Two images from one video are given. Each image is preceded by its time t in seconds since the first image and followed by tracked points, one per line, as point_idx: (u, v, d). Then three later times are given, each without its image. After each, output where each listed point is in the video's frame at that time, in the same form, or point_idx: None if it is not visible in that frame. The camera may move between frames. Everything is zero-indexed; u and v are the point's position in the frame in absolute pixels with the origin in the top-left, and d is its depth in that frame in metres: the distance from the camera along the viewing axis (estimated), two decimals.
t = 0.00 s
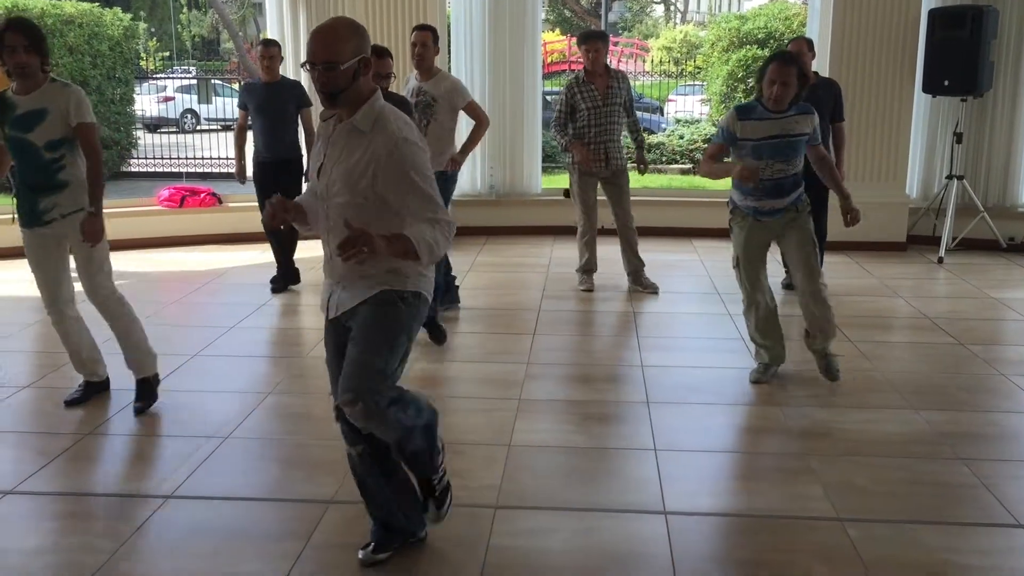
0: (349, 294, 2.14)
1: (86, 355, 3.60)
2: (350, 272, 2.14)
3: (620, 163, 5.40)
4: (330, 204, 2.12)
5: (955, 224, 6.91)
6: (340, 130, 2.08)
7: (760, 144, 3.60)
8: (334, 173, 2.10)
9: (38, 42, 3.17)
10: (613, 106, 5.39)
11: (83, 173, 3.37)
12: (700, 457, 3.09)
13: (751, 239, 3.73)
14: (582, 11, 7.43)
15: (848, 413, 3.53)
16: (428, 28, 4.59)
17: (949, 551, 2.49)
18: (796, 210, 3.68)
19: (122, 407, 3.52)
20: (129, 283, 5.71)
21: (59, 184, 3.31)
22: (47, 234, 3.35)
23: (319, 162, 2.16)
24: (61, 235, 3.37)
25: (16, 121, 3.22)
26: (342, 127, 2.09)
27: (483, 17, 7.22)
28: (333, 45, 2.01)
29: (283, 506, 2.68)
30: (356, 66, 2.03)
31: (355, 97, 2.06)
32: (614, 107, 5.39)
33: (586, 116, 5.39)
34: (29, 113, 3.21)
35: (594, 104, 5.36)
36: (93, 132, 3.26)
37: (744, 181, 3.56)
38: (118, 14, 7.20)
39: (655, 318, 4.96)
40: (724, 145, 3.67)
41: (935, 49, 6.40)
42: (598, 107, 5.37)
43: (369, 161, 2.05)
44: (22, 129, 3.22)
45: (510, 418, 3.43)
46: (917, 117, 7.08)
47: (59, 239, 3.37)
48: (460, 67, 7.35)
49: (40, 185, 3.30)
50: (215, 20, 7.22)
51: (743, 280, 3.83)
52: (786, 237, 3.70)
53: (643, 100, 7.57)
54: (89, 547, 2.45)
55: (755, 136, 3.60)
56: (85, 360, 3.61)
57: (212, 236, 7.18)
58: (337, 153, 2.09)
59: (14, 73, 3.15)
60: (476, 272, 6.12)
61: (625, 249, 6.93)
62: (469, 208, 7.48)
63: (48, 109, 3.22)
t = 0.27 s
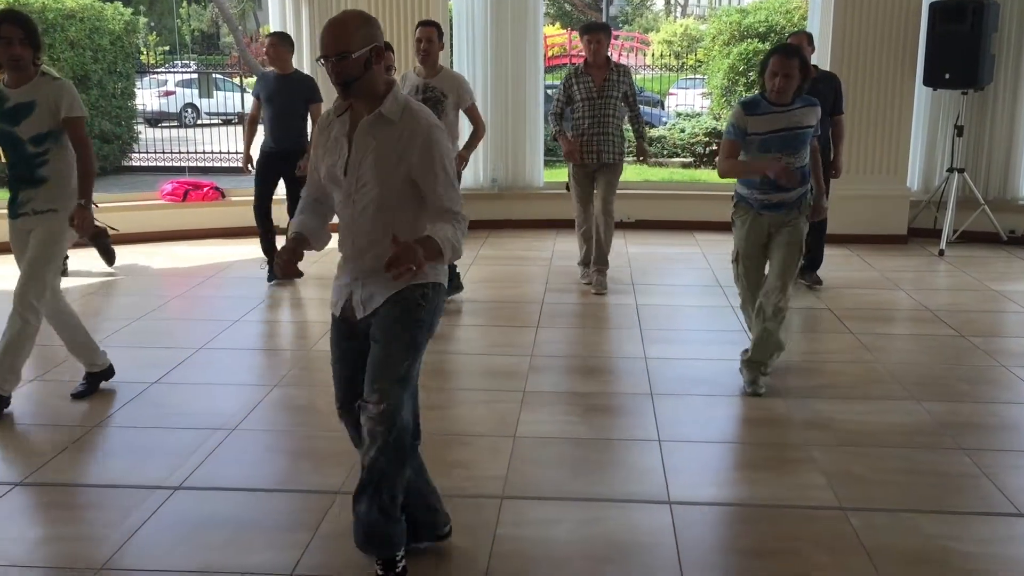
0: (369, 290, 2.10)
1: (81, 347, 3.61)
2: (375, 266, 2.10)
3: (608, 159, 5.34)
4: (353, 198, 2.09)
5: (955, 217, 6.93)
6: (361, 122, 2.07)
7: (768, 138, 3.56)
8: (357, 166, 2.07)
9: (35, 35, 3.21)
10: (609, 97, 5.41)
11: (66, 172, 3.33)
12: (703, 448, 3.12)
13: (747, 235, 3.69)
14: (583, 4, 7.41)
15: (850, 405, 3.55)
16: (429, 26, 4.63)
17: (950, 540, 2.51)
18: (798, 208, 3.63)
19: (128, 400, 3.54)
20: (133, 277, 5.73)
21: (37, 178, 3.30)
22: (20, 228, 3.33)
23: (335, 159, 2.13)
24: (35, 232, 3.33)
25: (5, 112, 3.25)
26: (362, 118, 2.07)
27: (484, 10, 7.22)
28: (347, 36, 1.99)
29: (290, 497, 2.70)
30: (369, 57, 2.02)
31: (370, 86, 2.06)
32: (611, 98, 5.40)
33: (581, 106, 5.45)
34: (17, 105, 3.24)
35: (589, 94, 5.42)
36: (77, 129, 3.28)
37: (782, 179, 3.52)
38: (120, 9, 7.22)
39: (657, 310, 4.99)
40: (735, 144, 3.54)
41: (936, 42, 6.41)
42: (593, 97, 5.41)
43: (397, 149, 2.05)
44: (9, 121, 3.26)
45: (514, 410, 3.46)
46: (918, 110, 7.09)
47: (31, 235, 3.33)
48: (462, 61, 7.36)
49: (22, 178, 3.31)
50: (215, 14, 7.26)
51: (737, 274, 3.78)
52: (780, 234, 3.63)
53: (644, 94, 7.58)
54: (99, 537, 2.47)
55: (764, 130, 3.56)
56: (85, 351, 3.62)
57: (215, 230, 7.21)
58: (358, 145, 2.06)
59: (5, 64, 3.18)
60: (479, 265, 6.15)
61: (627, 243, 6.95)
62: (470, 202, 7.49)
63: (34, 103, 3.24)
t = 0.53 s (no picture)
0: (404, 278, 2.23)
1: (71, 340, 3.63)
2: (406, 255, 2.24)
3: (605, 150, 5.37)
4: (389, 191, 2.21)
5: (952, 208, 6.97)
6: (398, 119, 2.19)
7: (774, 126, 3.54)
8: (394, 161, 2.20)
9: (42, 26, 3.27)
10: (608, 89, 5.41)
11: (56, 164, 3.35)
12: (704, 435, 3.15)
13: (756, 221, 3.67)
14: None
15: (849, 393, 3.59)
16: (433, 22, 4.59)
17: (949, 525, 2.55)
18: (801, 199, 3.66)
19: (134, 389, 3.57)
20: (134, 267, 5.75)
21: (27, 166, 3.29)
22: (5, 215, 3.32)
23: (362, 152, 2.21)
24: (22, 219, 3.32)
25: None
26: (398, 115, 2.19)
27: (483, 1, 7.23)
28: (401, 39, 2.10)
29: (298, 484, 2.74)
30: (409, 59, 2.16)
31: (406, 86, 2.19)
32: (609, 91, 5.40)
33: (581, 99, 5.47)
34: (13, 92, 3.24)
35: (588, 87, 5.44)
36: (73, 125, 3.27)
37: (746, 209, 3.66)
38: None
39: (657, 301, 5.03)
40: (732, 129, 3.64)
41: (934, 34, 6.44)
42: (592, 90, 5.43)
43: (432, 146, 2.22)
44: (4, 106, 3.25)
45: (516, 398, 3.49)
46: (915, 102, 7.12)
47: (19, 223, 3.33)
48: (460, 52, 7.36)
49: (9, 165, 3.29)
50: (211, 5, 7.22)
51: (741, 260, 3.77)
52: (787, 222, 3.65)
53: (641, 85, 7.60)
54: (109, 522, 2.50)
55: (770, 117, 3.55)
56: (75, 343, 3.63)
57: (215, 221, 7.22)
58: (397, 142, 2.19)
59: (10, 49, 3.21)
60: (479, 256, 6.18)
61: (626, 234, 6.98)
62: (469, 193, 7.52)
63: (31, 93, 3.25)
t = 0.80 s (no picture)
0: (402, 243, 2.54)
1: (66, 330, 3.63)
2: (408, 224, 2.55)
3: (608, 139, 5.45)
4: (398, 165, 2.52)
5: (945, 203, 7.02)
6: (409, 100, 2.50)
7: (770, 116, 3.72)
8: (405, 138, 2.51)
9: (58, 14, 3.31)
10: (605, 80, 5.46)
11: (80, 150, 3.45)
12: (699, 425, 3.19)
13: (758, 207, 3.86)
14: None
15: (842, 384, 3.63)
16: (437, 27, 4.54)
17: (941, 512, 2.59)
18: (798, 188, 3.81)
19: (132, 379, 3.58)
20: (129, 260, 5.75)
21: (55, 155, 3.38)
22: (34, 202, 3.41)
23: (378, 127, 2.51)
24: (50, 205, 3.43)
25: (23, 89, 3.30)
26: (410, 97, 2.51)
27: None
28: (414, 26, 2.45)
29: (298, 472, 2.76)
30: (423, 44, 2.49)
31: (418, 71, 2.51)
32: (607, 81, 5.46)
33: (580, 91, 5.51)
34: (37, 83, 3.30)
35: (586, 80, 5.49)
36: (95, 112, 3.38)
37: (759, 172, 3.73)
38: None
39: (652, 294, 5.06)
40: (737, 119, 3.81)
41: (926, 30, 6.48)
42: (591, 82, 5.47)
43: (439, 127, 2.53)
44: (29, 98, 3.31)
45: (513, 389, 3.52)
46: (908, 98, 7.16)
47: (47, 209, 3.43)
48: (455, 46, 7.38)
49: (37, 154, 3.37)
50: None
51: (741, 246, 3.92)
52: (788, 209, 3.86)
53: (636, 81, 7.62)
54: (110, 509, 2.52)
55: (767, 108, 3.72)
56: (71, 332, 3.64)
57: (210, 215, 7.22)
58: (408, 122, 2.50)
59: (31, 41, 3.27)
60: (474, 250, 6.20)
61: (621, 228, 7.01)
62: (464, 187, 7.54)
63: (56, 84, 3.32)
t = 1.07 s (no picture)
0: (424, 236, 2.75)
1: (55, 334, 3.61)
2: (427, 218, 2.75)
3: (602, 147, 5.52)
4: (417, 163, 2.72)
5: (931, 210, 7.08)
6: (424, 101, 2.69)
7: (766, 121, 3.80)
8: (422, 137, 2.70)
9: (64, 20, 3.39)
10: (597, 89, 5.52)
11: (95, 150, 3.59)
12: (688, 430, 3.21)
13: (755, 208, 3.95)
14: None
15: (829, 390, 3.66)
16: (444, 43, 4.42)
17: (927, 516, 2.62)
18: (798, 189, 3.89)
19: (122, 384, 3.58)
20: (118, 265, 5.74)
21: (74, 159, 3.51)
22: (57, 207, 3.53)
23: (396, 127, 2.69)
24: (71, 207, 3.56)
25: (37, 97, 3.41)
26: (424, 98, 2.69)
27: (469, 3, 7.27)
28: (424, 32, 2.62)
29: (289, 477, 2.77)
30: (434, 49, 2.67)
31: (430, 74, 2.70)
32: (599, 90, 5.51)
33: (574, 98, 5.58)
34: (51, 91, 3.41)
35: (579, 86, 5.54)
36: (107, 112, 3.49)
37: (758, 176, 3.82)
38: None
39: (641, 300, 5.08)
40: (741, 125, 3.86)
41: (913, 38, 6.54)
42: (583, 89, 5.53)
43: (453, 125, 2.73)
44: (43, 105, 3.42)
45: (504, 394, 3.53)
46: (895, 106, 7.22)
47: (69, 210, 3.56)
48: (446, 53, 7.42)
49: (55, 159, 3.49)
50: (193, 4, 7.29)
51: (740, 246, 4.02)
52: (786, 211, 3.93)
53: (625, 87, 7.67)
54: (101, 515, 2.52)
55: (763, 113, 3.80)
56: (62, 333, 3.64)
57: (199, 220, 7.21)
58: (424, 123, 2.69)
59: (43, 49, 3.37)
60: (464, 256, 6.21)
61: (610, 234, 7.03)
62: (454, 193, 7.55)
63: (68, 89, 3.43)
